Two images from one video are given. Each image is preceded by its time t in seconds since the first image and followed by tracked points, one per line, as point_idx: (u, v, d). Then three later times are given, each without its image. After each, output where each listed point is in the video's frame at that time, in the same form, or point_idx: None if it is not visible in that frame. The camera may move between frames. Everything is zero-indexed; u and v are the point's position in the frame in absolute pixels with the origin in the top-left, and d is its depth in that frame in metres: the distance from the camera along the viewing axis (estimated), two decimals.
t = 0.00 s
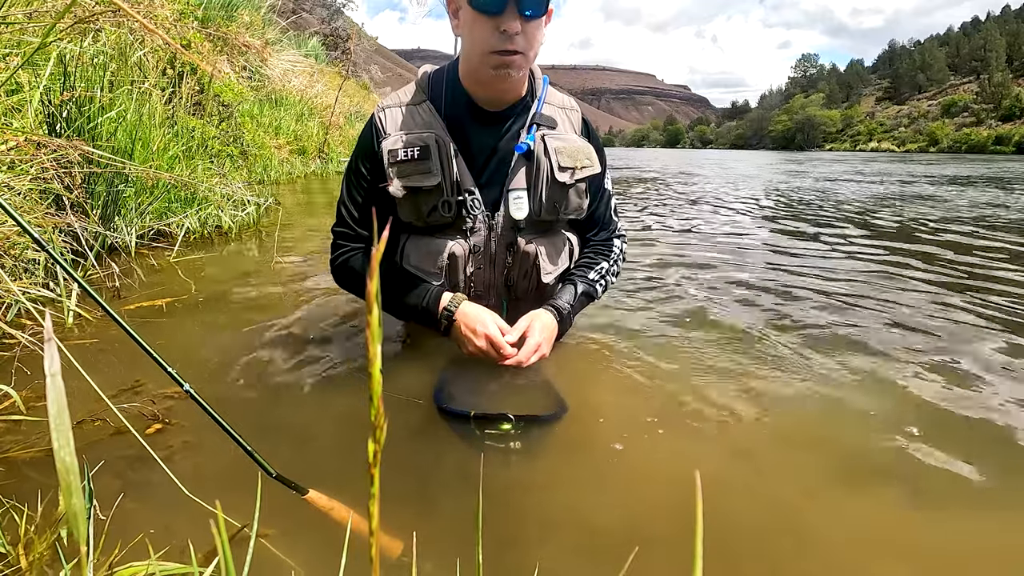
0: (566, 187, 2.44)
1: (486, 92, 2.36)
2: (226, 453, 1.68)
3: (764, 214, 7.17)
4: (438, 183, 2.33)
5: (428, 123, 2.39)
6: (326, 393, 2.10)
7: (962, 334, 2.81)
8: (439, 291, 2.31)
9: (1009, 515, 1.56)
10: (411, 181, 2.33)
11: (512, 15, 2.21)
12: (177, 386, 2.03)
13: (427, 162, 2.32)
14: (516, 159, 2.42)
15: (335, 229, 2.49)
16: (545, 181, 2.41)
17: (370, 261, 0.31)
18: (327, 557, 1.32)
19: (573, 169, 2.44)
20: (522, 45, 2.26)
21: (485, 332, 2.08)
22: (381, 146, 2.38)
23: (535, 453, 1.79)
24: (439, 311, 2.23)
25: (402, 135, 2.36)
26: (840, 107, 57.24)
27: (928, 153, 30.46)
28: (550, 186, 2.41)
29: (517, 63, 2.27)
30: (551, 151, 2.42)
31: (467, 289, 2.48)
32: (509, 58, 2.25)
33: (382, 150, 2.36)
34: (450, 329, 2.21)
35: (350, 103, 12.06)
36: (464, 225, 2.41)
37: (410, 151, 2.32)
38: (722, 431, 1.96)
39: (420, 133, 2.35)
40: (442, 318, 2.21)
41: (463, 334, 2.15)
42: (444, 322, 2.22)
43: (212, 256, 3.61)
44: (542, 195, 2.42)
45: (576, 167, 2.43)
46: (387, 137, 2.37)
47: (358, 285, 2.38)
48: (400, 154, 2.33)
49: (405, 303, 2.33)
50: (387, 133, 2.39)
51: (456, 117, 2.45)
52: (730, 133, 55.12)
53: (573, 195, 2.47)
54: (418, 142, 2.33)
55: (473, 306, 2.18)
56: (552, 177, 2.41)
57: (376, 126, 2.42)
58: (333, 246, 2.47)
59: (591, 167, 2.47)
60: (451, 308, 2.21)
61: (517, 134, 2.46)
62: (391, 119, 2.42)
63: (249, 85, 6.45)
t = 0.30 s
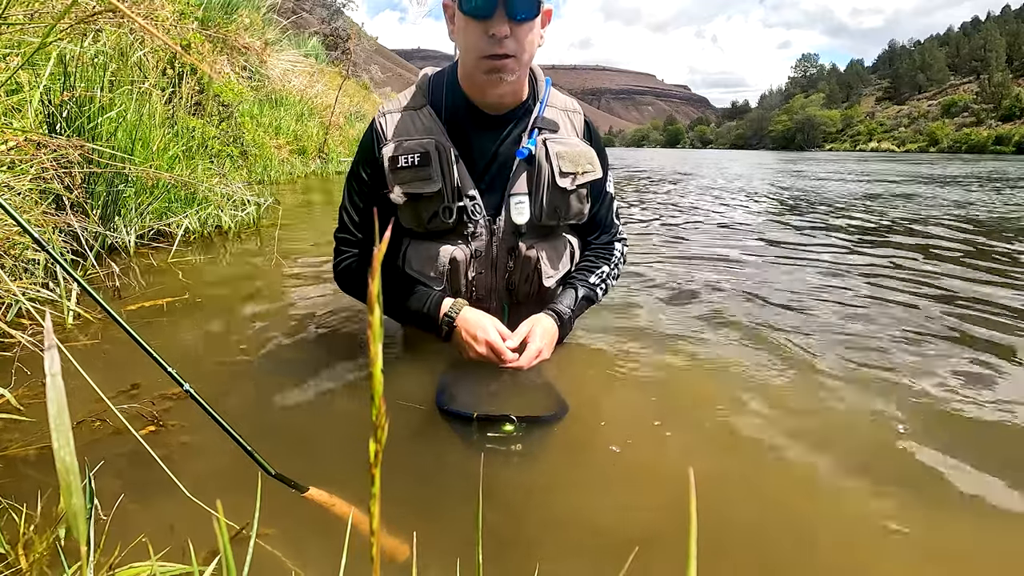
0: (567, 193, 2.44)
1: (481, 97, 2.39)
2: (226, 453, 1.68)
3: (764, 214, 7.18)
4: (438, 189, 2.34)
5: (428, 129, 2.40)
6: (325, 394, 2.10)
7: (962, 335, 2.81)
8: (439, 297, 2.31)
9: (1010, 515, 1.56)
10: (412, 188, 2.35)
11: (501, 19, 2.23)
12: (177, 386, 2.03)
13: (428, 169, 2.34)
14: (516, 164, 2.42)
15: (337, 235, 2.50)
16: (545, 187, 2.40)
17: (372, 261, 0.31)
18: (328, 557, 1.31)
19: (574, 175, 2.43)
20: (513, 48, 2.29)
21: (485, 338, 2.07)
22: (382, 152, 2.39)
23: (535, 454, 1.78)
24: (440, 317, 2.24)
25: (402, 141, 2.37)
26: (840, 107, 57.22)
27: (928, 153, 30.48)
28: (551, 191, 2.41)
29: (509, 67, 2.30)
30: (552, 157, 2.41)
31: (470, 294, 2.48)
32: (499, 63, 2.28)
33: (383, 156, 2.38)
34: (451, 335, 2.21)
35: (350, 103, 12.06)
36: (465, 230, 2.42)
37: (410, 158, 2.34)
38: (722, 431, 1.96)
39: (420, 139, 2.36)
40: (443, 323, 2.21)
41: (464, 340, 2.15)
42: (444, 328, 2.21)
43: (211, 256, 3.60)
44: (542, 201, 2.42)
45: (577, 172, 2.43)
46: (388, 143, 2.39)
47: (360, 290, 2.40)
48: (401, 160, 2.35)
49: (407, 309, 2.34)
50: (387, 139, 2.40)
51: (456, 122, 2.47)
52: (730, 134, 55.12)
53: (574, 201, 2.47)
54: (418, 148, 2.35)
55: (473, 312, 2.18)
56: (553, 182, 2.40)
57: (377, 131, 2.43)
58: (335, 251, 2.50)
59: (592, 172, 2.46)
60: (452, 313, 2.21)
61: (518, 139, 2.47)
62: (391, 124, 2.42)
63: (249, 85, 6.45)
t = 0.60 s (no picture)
0: (567, 194, 2.43)
1: (480, 99, 2.39)
2: (226, 454, 1.68)
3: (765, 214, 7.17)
4: (438, 193, 2.35)
5: (428, 132, 2.41)
6: (325, 394, 2.10)
7: (963, 335, 2.81)
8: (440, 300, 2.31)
9: (1011, 516, 1.56)
10: (411, 192, 2.36)
11: (498, 21, 2.24)
12: (178, 386, 2.03)
13: (427, 173, 2.35)
14: (516, 167, 2.42)
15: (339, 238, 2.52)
16: (546, 188, 2.40)
17: (371, 262, 0.30)
18: (328, 557, 1.32)
19: (574, 176, 2.43)
20: (510, 50, 2.29)
21: (485, 342, 2.07)
22: (382, 156, 2.41)
23: (535, 454, 1.78)
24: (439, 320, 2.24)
25: (402, 145, 2.38)
26: (840, 107, 57.23)
27: (928, 153, 30.48)
28: (551, 193, 2.41)
29: (507, 69, 2.30)
30: (552, 158, 2.41)
31: (471, 296, 2.48)
32: (497, 64, 2.28)
33: (383, 160, 2.40)
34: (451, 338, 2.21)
35: (350, 103, 12.05)
36: (465, 233, 2.42)
37: (410, 162, 2.35)
38: (721, 431, 1.96)
39: (419, 143, 2.37)
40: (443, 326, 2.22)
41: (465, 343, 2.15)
42: (445, 330, 2.22)
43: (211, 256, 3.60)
44: (542, 203, 2.42)
45: (577, 173, 2.43)
46: (388, 147, 2.40)
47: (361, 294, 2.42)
48: (400, 164, 2.36)
49: (407, 312, 2.35)
50: (386, 143, 2.41)
51: (456, 125, 2.47)
52: (730, 134, 55.12)
53: (574, 202, 2.46)
54: (418, 152, 2.35)
55: (473, 315, 2.17)
56: (553, 184, 2.40)
57: (377, 135, 2.44)
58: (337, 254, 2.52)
59: (593, 173, 2.46)
60: (452, 316, 2.21)
61: (519, 142, 2.48)
62: (391, 128, 2.43)
63: (249, 85, 6.45)
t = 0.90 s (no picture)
0: (567, 193, 2.43)
1: (482, 100, 2.40)
2: (226, 453, 1.68)
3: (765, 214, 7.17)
4: (436, 193, 2.35)
5: (426, 131, 2.41)
6: (324, 393, 2.10)
7: (964, 335, 2.81)
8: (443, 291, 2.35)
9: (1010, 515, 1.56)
10: (410, 191, 2.36)
11: (497, 21, 2.24)
12: (178, 386, 2.03)
13: (425, 173, 2.35)
14: (516, 166, 2.42)
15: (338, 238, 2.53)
16: (545, 187, 2.40)
17: (374, 263, 0.31)
18: (328, 557, 1.32)
19: (574, 176, 2.43)
20: (511, 50, 2.29)
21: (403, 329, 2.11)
22: (381, 157, 2.42)
23: (535, 453, 1.79)
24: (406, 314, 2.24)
25: (400, 145, 2.39)
26: (840, 107, 57.22)
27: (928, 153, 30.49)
28: (551, 192, 2.41)
29: (508, 69, 2.30)
30: (552, 157, 2.41)
31: (470, 296, 2.47)
32: (497, 64, 2.28)
33: (382, 160, 2.40)
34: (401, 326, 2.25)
35: (349, 103, 12.06)
36: (465, 232, 2.42)
37: (408, 161, 2.35)
38: (721, 431, 1.96)
39: (418, 142, 2.37)
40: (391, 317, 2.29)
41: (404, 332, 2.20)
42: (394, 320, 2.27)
43: (211, 256, 3.60)
44: (542, 201, 2.42)
45: (577, 172, 2.43)
46: (386, 147, 2.41)
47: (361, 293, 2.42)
48: (399, 164, 2.37)
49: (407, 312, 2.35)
50: (385, 143, 2.42)
51: (455, 125, 2.48)
52: (730, 134, 55.11)
53: (574, 202, 2.46)
54: (416, 152, 2.36)
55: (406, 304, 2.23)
56: (553, 183, 2.40)
57: (376, 135, 2.45)
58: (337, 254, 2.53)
59: (593, 172, 2.47)
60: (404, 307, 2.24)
61: (519, 141, 2.48)
62: (389, 128, 2.44)
63: (249, 85, 6.45)
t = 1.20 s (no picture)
0: (566, 190, 2.42)
1: (478, 99, 2.41)
2: (226, 453, 1.68)
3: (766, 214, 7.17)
4: (434, 191, 2.35)
5: (423, 130, 2.41)
6: (324, 393, 2.10)
7: (965, 334, 2.80)
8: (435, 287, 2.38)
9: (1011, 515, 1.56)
10: (407, 189, 2.36)
11: (490, 21, 2.26)
12: (178, 386, 2.03)
13: (422, 171, 2.35)
14: (514, 163, 2.43)
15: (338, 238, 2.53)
16: (543, 185, 2.39)
17: (373, 262, 0.30)
18: (328, 557, 1.32)
19: (573, 173, 2.42)
20: (504, 49, 2.30)
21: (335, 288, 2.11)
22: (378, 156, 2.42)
23: (535, 453, 1.78)
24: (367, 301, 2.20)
25: (397, 144, 2.39)
26: (840, 107, 57.23)
27: (928, 154, 30.48)
28: (549, 189, 2.40)
29: (501, 68, 2.31)
30: (550, 155, 2.41)
31: (469, 295, 2.47)
32: (490, 63, 2.29)
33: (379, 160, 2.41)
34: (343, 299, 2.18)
35: (350, 104, 12.06)
36: (463, 230, 2.43)
37: (405, 160, 2.35)
38: (721, 431, 1.96)
39: (415, 141, 2.37)
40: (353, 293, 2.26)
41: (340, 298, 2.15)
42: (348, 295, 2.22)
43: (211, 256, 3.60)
44: (540, 199, 2.40)
45: (575, 169, 2.42)
46: (383, 146, 2.41)
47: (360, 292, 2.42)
48: (396, 162, 2.37)
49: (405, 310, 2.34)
50: (382, 143, 2.42)
51: (453, 123, 2.49)
52: (730, 134, 55.12)
53: (574, 199, 2.45)
54: (413, 150, 2.35)
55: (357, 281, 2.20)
56: (551, 180, 2.39)
57: (373, 135, 2.46)
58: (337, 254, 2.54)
59: (591, 169, 2.46)
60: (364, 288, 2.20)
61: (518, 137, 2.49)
62: (386, 127, 2.45)
63: (250, 85, 6.45)
